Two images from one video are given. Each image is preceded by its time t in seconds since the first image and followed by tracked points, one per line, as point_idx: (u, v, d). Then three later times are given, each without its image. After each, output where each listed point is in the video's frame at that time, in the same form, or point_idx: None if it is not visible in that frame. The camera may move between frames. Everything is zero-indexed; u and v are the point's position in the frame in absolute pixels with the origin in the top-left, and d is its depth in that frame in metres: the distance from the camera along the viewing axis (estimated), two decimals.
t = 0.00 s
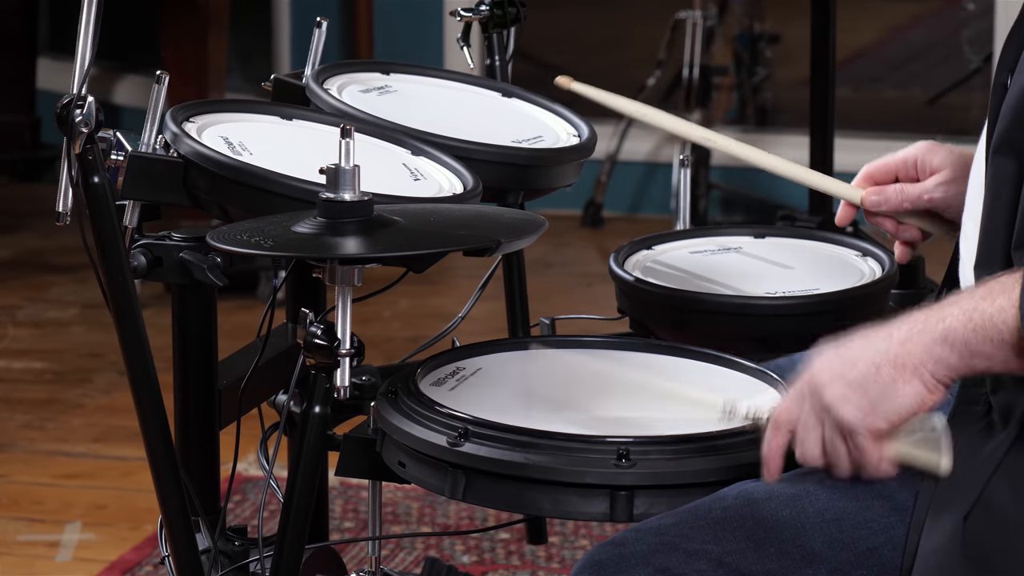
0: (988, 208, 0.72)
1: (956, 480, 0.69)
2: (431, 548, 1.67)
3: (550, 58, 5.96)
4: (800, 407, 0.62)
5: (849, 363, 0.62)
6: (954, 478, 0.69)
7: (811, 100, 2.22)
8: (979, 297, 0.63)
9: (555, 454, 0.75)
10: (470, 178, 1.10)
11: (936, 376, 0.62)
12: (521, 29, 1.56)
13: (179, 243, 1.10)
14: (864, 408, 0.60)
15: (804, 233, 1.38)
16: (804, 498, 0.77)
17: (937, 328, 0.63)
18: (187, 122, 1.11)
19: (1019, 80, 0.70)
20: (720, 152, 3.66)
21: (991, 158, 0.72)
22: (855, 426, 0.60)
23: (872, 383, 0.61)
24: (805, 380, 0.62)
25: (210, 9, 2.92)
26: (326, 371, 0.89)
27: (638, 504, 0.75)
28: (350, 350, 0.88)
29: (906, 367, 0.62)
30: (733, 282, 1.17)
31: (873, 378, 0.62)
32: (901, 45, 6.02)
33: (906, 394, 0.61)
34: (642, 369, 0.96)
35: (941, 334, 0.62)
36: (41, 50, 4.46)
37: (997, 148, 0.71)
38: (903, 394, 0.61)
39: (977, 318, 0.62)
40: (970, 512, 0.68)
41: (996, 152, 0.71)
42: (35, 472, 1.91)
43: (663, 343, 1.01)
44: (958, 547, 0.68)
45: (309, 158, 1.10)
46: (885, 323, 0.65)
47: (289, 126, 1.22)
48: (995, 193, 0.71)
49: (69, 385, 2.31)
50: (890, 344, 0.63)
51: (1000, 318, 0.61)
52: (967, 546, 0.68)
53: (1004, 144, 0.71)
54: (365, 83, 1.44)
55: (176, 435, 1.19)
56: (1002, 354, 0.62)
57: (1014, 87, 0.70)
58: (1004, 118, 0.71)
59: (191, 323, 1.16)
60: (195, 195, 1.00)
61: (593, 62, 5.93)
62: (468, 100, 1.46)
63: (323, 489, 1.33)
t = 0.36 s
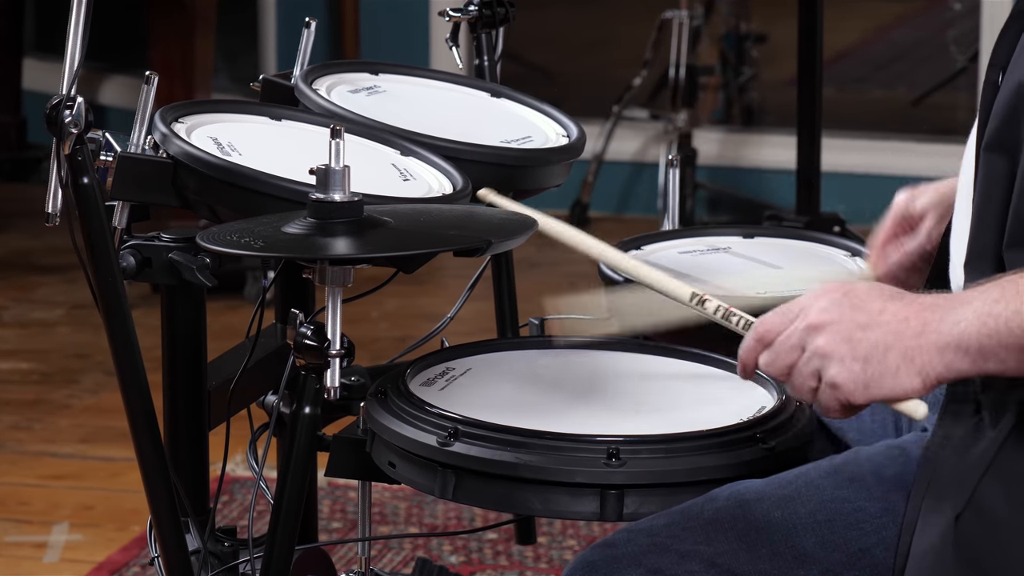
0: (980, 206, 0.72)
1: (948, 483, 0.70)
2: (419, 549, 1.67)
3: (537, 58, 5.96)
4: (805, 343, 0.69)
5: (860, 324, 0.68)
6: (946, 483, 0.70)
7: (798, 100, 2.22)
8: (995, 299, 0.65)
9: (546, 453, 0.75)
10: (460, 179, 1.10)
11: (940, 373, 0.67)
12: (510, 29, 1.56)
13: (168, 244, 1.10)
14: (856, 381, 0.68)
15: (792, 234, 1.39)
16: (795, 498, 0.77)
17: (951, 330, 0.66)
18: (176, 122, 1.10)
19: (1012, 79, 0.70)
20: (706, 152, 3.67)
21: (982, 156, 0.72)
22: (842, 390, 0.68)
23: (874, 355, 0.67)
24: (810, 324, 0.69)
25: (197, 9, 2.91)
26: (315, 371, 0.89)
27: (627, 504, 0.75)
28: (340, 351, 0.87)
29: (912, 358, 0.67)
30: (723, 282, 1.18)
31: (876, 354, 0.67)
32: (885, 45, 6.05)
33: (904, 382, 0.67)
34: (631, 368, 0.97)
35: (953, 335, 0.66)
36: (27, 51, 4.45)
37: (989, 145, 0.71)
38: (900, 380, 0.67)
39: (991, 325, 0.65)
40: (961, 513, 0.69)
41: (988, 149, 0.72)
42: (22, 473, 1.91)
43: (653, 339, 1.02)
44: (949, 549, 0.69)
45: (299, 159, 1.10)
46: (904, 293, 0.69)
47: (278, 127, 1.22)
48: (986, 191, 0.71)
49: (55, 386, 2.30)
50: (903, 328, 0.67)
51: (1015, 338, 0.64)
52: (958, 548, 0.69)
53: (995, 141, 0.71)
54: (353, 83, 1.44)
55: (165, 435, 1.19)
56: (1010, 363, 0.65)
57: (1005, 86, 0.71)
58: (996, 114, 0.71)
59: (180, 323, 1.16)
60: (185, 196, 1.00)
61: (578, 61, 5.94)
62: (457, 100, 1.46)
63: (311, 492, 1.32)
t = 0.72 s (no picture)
0: (972, 201, 0.72)
1: (938, 481, 0.70)
2: (409, 550, 1.67)
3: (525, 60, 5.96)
4: (815, 359, 0.70)
5: (865, 334, 0.70)
6: (935, 482, 0.70)
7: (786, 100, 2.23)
8: (999, 301, 0.66)
9: (538, 454, 0.75)
10: (452, 180, 1.10)
11: (948, 379, 0.68)
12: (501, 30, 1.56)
13: (160, 245, 1.10)
14: (866, 389, 0.68)
15: (782, 235, 1.39)
16: (787, 498, 0.77)
17: (956, 333, 0.68)
18: (168, 123, 1.10)
19: (1004, 73, 0.71)
20: (693, 153, 3.68)
21: (974, 150, 0.72)
22: (855, 400, 0.69)
23: (881, 364, 0.69)
24: (818, 339, 0.70)
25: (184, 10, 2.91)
26: (309, 372, 0.89)
27: (620, 505, 0.75)
28: (333, 352, 0.87)
29: (919, 362, 0.68)
30: (716, 283, 1.18)
31: (884, 361, 0.69)
32: (872, 45, 6.07)
33: (912, 386, 0.68)
34: (623, 370, 0.97)
35: (960, 338, 0.67)
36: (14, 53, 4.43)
37: (981, 139, 0.72)
38: (909, 386, 0.68)
39: (996, 327, 0.66)
40: (954, 510, 0.69)
41: (981, 143, 0.72)
42: (10, 475, 1.90)
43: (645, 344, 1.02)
44: (941, 547, 0.69)
45: (292, 159, 1.10)
46: (910, 305, 0.71)
47: (270, 128, 1.22)
48: (979, 186, 0.72)
49: (43, 388, 2.30)
50: (909, 334, 0.69)
51: (1018, 342, 0.65)
52: (950, 546, 0.69)
53: (989, 136, 0.72)
54: (344, 84, 1.44)
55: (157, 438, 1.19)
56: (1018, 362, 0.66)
57: (996, 80, 0.71)
58: (986, 111, 0.72)
59: (171, 325, 1.15)
60: (176, 197, 1.00)
61: (564, 62, 5.94)
62: (449, 101, 1.46)
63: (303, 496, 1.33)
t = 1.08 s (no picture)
0: (972, 203, 0.72)
1: (940, 484, 0.70)
2: (402, 552, 1.67)
3: (516, 61, 5.95)
4: (792, 357, 0.70)
5: (841, 329, 0.69)
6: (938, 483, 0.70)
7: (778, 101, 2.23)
8: (979, 293, 0.66)
9: (537, 457, 0.75)
10: (449, 182, 1.10)
11: (927, 370, 0.67)
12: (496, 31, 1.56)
13: (157, 247, 1.10)
14: (845, 382, 0.68)
15: (777, 236, 1.39)
16: (787, 500, 0.77)
17: (935, 324, 0.67)
18: (165, 125, 1.10)
19: (1001, 75, 0.71)
20: (684, 154, 3.67)
21: (972, 153, 0.72)
22: (833, 395, 0.68)
23: (859, 357, 0.68)
24: (795, 336, 0.70)
25: (175, 11, 2.90)
26: (308, 375, 0.89)
27: (620, 507, 0.75)
28: (332, 355, 0.87)
29: (899, 354, 0.67)
30: (712, 284, 1.18)
31: (862, 355, 0.68)
32: (861, 46, 6.09)
33: (892, 379, 0.67)
34: (621, 372, 0.97)
35: (939, 328, 0.67)
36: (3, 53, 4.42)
37: (979, 142, 0.72)
38: (889, 378, 0.67)
39: (974, 318, 0.66)
40: (954, 512, 0.69)
41: (978, 146, 0.72)
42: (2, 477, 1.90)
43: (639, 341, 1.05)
44: (942, 548, 0.69)
45: (289, 162, 1.10)
46: (887, 297, 0.71)
47: (267, 130, 1.21)
48: (977, 188, 0.72)
49: (34, 390, 2.29)
50: (886, 327, 0.68)
51: (997, 327, 0.65)
52: (950, 547, 0.69)
53: (985, 138, 0.72)
54: (341, 85, 1.44)
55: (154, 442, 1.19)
56: (997, 352, 0.65)
57: (994, 81, 0.71)
58: (984, 114, 0.72)
59: (168, 327, 1.15)
60: (173, 199, 1.00)
61: (555, 63, 5.95)
62: (446, 103, 1.46)
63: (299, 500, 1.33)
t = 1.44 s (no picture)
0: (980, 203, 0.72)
1: (946, 481, 0.70)
2: (397, 553, 1.67)
3: (507, 61, 5.95)
4: (786, 269, 0.67)
5: (843, 249, 0.67)
6: (945, 480, 0.70)
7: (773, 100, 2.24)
8: (990, 237, 0.65)
9: (539, 459, 0.75)
10: (450, 183, 1.10)
11: (924, 305, 0.66)
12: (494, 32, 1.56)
13: (157, 249, 1.10)
14: (840, 303, 0.66)
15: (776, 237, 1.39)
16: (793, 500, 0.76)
17: (941, 260, 0.66)
18: (165, 126, 1.10)
19: (1014, 78, 0.71)
20: (676, 154, 3.67)
21: (982, 155, 0.72)
22: (824, 313, 0.66)
23: (859, 280, 0.66)
24: (794, 251, 0.67)
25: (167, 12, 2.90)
26: (310, 376, 0.88)
27: (623, 508, 0.75)
28: (336, 356, 0.87)
29: (899, 283, 0.66)
30: (712, 285, 1.18)
31: (862, 279, 0.66)
32: (851, 46, 6.10)
33: (889, 306, 0.66)
34: (623, 372, 0.96)
35: (945, 266, 0.65)
36: None
37: (990, 144, 0.72)
38: (885, 306, 0.66)
39: (982, 260, 0.65)
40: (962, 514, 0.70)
41: (989, 148, 0.72)
42: None
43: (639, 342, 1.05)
44: (952, 552, 0.69)
45: (290, 163, 1.10)
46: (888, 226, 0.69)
47: (267, 131, 1.21)
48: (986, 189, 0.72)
49: (27, 392, 2.28)
50: (889, 256, 0.67)
51: (1003, 274, 0.64)
52: (960, 549, 0.69)
53: (998, 140, 0.71)
54: (339, 87, 1.43)
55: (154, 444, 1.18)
56: (999, 300, 0.64)
57: (1009, 85, 0.71)
58: (997, 115, 0.71)
59: (168, 329, 1.15)
60: (173, 201, 0.99)
61: (546, 64, 5.95)
62: (446, 104, 1.46)
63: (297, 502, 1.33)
